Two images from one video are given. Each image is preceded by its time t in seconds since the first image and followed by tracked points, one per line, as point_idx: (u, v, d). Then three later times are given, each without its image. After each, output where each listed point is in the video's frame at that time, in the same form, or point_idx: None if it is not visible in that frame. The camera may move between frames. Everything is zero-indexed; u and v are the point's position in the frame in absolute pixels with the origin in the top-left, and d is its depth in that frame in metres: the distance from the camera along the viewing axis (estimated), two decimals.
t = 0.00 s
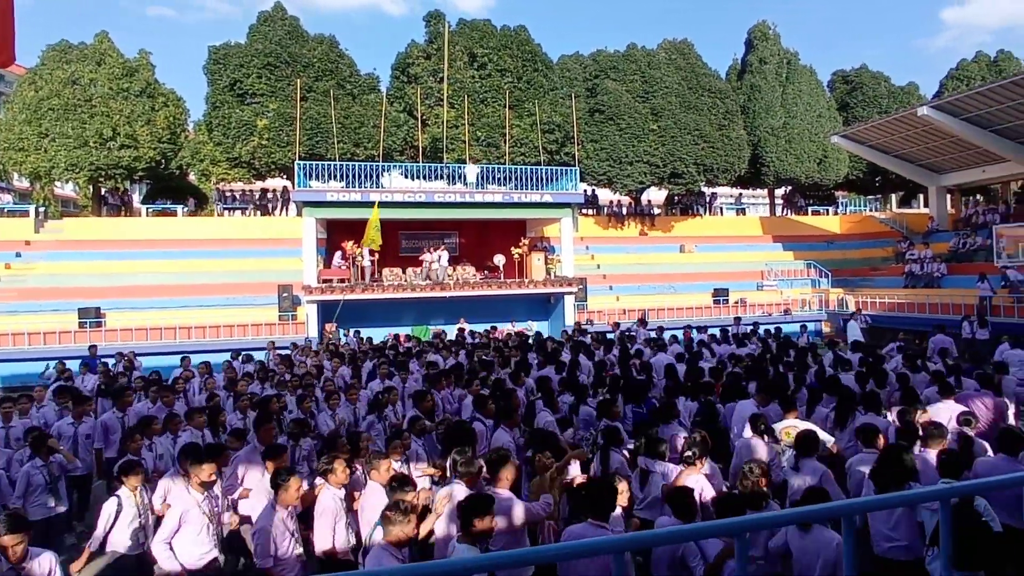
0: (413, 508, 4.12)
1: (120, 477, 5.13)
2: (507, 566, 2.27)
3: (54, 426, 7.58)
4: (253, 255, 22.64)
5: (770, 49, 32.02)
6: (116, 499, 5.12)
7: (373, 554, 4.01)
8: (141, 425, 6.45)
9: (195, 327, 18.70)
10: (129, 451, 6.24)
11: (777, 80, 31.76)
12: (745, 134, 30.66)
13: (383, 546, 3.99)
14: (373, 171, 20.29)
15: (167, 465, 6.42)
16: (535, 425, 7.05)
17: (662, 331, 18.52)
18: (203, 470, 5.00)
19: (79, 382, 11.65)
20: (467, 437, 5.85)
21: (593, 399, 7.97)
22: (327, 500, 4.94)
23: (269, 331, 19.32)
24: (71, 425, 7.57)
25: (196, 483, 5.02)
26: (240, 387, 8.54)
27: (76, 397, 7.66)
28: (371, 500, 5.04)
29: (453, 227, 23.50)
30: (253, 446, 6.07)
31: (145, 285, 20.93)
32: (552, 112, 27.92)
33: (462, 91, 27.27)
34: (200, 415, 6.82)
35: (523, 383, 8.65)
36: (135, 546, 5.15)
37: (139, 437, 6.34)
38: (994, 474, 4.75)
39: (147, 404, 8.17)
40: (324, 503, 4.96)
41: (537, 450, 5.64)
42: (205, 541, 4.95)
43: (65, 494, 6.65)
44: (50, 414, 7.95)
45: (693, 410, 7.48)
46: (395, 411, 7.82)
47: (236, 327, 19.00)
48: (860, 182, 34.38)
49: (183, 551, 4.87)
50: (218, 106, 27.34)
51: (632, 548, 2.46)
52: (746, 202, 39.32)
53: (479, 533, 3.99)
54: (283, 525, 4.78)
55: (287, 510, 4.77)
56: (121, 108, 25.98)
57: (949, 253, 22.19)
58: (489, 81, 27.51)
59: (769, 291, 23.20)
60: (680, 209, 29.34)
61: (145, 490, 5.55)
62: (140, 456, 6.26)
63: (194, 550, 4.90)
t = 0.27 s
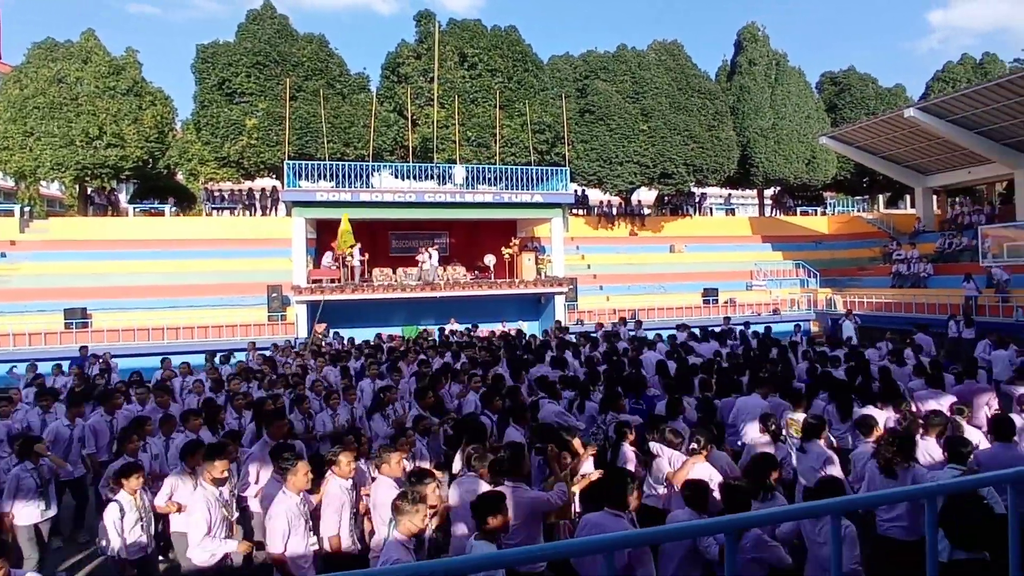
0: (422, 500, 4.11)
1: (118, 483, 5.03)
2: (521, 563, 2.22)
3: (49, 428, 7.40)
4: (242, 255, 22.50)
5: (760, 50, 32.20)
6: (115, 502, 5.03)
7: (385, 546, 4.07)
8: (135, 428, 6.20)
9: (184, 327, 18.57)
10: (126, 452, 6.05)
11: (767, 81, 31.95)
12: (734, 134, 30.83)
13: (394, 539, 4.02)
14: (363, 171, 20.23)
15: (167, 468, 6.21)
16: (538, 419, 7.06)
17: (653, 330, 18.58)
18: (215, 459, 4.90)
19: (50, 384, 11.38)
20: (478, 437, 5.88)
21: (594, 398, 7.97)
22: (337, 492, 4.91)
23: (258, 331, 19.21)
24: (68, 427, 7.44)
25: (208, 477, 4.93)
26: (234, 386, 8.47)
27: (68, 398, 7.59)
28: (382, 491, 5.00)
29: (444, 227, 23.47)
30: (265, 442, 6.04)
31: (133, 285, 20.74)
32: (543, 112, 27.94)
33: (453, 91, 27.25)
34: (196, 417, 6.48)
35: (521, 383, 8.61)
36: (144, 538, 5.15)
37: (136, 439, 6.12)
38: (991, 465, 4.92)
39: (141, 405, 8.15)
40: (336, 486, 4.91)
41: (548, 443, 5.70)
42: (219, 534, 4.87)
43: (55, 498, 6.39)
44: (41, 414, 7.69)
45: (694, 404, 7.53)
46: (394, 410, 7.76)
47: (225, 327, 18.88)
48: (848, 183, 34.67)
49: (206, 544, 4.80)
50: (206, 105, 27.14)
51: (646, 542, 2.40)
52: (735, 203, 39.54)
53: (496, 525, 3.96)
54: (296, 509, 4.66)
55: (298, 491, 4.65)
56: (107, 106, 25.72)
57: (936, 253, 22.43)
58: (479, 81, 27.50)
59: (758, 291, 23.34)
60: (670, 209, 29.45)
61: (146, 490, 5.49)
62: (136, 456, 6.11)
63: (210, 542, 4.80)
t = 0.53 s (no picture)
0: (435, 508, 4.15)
1: (126, 494, 4.93)
2: (540, 559, 2.19)
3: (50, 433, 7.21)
4: (232, 257, 22.35)
5: (749, 51, 32.34)
6: (120, 516, 4.92)
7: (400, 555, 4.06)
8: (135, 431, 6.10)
9: (173, 329, 18.43)
10: (123, 462, 5.78)
11: (757, 81, 32.10)
12: (724, 135, 30.98)
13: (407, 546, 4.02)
14: (353, 172, 20.16)
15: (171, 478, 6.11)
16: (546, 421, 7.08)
17: (644, 330, 18.62)
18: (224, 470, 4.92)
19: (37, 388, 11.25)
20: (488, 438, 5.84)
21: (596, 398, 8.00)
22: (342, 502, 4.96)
23: (248, 333, 19.10)
24: (71, 430, 7.26)
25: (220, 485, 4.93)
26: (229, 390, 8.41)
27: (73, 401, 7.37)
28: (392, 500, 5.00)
29: (435, 227, 23.40)
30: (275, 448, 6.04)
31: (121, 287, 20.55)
32: (534, 113, 27.94)
33: (444, 91, 27.21)
34: (189, 423, 6.37)
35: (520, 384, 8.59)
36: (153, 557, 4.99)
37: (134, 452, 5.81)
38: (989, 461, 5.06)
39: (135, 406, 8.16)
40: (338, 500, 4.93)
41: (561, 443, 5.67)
42: (231, 540, 4.77)
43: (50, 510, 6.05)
44: (24, 419, 7.51)
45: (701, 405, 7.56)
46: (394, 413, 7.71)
47: (215, 329, 18.76)
48: (837, 183, 34.93)
49: (220, 550, 4.73)
50: (194, 105, 26.92)
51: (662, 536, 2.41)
52: (725, 203, 39.71)
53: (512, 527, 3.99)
54: (307, 519, 4.65)
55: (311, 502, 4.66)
56: (94, 106, 25.46)
57: (924, 252, 22.64)
58: (470, 82, 27.48)
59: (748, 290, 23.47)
60: (662, 209, 29.54)
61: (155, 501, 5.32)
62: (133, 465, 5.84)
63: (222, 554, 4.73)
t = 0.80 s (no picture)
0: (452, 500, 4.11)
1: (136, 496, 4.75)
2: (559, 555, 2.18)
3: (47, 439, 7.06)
4: (221, 258, 22.19)
5: (739, 51, 32.47)
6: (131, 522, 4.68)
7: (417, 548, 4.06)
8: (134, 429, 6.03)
9: (161, 331, 18.35)
10: (121, 466, 5.61)
11: (746, 81, 32.25)
12: (714, 134, 31.12)
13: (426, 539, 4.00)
14: (344, 172, 20.07)
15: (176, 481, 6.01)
16: (559, 415, 7.10)
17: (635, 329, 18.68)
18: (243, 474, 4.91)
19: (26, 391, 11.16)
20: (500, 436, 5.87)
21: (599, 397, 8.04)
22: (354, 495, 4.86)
23: (238, 335, 19.01)
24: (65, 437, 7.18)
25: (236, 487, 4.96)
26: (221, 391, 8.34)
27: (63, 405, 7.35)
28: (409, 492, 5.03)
29: (426, 227, 23.34)
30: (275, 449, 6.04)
31: (109, 289, 20.41)
32: (524, 113, 27.94)
33: (434, 91, 27.16)
34: (191, 424, 6.37)
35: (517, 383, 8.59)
36: (163, 564, 4.76)
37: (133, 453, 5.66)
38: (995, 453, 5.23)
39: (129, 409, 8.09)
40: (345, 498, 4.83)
41: (571, 437, 5.74)
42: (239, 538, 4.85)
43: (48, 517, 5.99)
44: (11, 425, 7.32)
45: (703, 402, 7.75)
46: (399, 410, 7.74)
47: (204, 331, 18.66)
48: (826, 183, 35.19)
49: (220, 554, 4.78)
50: (182, 105, 26.71)
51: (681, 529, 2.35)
52: (716, 202, 39.89)
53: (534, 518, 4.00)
54: (323, 528, 4.64)
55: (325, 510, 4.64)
56: (80, 106, 25.20)
57: (911, 250, 22.86)
58: (460, 81, 27.46)
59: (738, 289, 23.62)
60: (652, 209, 29.64)
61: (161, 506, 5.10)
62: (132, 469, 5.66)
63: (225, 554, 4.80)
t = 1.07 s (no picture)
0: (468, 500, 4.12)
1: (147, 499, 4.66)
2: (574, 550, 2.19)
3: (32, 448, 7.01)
4: (210, 258, 21.99)
5: (727, 50, 32.58)
6: (141, 527, 4.58)
7: (432, 543, 4.09)
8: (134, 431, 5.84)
9: (148, 333, 18.28)
10: (122, 470, 5.48)
11: (734, 80, 32.40)
12: (703, 134, 31.27)
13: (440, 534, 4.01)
14: (333, 171, 19.97)
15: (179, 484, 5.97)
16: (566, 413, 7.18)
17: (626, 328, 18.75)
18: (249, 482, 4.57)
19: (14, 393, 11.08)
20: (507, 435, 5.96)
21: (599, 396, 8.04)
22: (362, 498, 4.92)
23: (227, 335, 18.91)
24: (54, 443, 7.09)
25: (247, 495, 4.60)
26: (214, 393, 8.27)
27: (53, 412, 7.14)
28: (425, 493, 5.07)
29: (416, 227, 23.27)
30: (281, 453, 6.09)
31: (97, 290, 20.31)
32: (514, 112, 27.94)
33: (423, 90, 27.11)
34: (194, 427, 6.34)
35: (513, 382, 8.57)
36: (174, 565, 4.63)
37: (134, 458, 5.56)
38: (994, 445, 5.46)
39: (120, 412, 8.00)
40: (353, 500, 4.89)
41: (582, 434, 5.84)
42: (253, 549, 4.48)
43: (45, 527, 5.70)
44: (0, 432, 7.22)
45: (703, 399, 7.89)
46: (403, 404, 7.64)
47: (193, 332, 18.55)
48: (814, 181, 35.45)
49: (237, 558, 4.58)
50: (169, 104, 26.46)
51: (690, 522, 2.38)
52: (705, 200, 40.07)
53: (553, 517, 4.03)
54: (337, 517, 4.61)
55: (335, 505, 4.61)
56: (65, 105, 24.90)
57: (898, 248, 23.10)
58: (450, 81, 27.43)
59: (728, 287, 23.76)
60: (642, 207, 29.74)
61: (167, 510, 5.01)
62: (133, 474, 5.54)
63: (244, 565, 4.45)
